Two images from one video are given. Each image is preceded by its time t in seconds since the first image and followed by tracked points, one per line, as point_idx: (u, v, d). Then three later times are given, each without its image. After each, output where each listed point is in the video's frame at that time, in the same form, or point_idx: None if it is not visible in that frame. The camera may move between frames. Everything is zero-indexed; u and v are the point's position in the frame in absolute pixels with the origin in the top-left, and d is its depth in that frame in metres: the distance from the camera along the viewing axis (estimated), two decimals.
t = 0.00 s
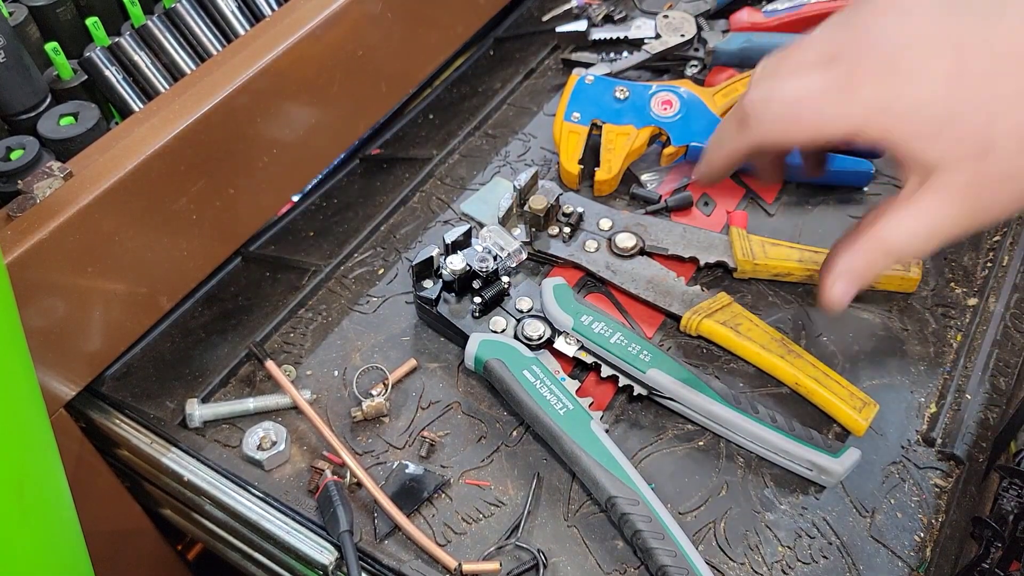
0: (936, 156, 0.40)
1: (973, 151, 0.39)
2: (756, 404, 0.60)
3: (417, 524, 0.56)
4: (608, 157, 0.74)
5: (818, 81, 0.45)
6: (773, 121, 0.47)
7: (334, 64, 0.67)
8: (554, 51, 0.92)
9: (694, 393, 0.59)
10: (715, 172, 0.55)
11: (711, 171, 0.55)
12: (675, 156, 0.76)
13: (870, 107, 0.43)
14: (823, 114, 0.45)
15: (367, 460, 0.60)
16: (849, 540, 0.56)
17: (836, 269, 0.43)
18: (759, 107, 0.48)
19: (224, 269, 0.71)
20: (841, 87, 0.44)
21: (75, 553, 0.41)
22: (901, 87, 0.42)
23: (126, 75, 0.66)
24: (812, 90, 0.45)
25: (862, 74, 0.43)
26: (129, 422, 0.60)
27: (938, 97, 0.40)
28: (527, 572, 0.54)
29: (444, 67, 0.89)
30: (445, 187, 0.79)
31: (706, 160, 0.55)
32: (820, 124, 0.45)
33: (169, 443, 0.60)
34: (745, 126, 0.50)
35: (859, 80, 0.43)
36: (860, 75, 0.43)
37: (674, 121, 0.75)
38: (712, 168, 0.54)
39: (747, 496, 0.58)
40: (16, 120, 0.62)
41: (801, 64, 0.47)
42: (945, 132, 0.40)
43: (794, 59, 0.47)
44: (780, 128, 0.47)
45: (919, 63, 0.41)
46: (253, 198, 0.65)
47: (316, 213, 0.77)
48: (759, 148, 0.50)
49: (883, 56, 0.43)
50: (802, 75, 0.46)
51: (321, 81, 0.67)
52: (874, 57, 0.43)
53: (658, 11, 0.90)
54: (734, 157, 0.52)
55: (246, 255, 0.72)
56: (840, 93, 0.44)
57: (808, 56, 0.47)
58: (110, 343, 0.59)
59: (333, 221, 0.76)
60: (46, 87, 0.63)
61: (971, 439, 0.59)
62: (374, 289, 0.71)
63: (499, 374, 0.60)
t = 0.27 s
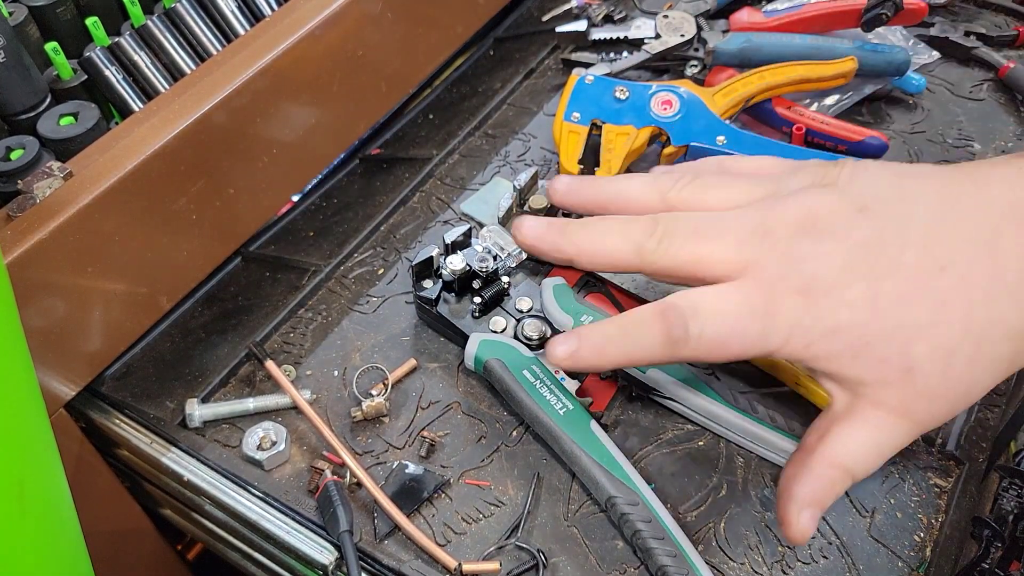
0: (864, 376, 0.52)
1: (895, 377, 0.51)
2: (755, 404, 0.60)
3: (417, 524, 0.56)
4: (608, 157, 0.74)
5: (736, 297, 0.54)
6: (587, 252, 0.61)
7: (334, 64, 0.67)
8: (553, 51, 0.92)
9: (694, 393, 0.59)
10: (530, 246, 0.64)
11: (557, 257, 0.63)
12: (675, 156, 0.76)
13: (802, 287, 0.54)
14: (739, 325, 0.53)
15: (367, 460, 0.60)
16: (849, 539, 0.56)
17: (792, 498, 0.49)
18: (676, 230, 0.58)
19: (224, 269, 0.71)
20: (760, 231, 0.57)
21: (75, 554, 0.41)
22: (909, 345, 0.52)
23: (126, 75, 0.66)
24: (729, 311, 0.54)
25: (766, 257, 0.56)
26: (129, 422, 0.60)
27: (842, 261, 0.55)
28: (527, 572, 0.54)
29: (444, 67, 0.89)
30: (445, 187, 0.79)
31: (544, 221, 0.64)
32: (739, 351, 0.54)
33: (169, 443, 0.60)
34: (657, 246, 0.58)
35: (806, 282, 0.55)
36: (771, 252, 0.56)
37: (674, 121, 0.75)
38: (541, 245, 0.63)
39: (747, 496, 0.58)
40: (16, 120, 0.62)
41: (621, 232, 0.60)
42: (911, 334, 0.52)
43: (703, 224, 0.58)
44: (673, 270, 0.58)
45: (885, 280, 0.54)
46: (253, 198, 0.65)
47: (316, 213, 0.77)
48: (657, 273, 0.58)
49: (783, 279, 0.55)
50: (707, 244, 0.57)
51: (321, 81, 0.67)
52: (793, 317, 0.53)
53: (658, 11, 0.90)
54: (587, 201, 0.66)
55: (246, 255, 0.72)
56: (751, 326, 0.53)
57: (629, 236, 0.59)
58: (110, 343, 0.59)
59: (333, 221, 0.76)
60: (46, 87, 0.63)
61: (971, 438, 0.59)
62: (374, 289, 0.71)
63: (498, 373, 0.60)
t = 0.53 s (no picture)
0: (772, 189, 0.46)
1: (776, 172, 0.46)
2: (756, 404, 0.60)
3: (417, 524, 0.56)
4: (607, 157, 0.74)
5: (651, 84, 0.52)
6: (545, 117, 0.53)
7: (334, 64, 0.67)
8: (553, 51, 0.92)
9: (694, 393, 0.59)
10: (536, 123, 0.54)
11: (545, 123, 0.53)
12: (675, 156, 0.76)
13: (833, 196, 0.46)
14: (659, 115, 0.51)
15: (367, 460, 0.60)
16: (849, 540, 0.56)
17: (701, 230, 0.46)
18: (618, 40, 0.55)
19: (224, 269, 0.71)
20: (676, 99, 0.51)
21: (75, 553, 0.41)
22: (784, 145, 0.47)
23: (126, 75, 0.66)
24: (647, 97, 0.51)
25: (688, 62, 0.53)
26: (128, 422, 0.60)
27: (834, 148, 0.46)
28: (527, 572, 0.54)
29: (444, 67, 0.89)
30: (445, 187, 0.79)
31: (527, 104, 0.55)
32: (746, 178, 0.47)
33: (169, 443, 0.60)
34: (605, 45, 0.56)
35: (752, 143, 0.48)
36: (696, 92, 0.51)
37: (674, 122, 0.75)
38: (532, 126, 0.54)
39: (747, 496, 0.58)
40: (16, 120, 0.62)
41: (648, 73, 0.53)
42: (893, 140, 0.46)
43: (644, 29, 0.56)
44: (615, 64, 0.55)
45: (883, 79, 0.47)
46: (253, 198, 0.65)
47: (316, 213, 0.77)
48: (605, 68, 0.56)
49: (812, 80, 0.48)
50: (642, 48, 0.55)
51: (320, 81, 0.67)
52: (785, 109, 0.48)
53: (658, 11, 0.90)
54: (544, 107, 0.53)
55: (246, 255, 0.72)
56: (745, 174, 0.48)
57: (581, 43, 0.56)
58: (110, 343, 0.59)
59: (333, 221, 0.76)
60: (46, 87, 0.63)
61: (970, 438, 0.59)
62: (374, 289, 0.71)
63: (499, 373, 0.60)
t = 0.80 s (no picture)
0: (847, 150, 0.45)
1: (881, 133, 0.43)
2: (756, 404, 0.60)
3: (417, 524, 0.56)
4: (608, 157, 0.74)
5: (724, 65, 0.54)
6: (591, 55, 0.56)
7: (334, 64, 0.67)
8: (553, 51, 0.92)
9: (694, 393, 0.59)
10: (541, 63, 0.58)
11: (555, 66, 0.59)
12: (675, 156, 0.76)
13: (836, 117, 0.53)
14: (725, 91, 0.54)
15: (367, 460, 0.60)
16: (849, 540, 0.56)
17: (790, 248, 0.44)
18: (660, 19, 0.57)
19: (224, 269, 0.71)
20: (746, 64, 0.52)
21: (75, 553, 0.41)
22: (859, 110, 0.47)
23: (126, 75, 0.66)
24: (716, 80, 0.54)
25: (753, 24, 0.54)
26: (129, 422, 0.60)
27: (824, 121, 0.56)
28: (526, 572, 0.54)
29: (444, 67, 0.89)
30: (445, 187, 0.79)
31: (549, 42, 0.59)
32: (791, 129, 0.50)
33: (169, 443, 0.60)
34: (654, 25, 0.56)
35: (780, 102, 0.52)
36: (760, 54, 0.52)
37: (674, 121, 0.74)
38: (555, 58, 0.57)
39: (747, 496, 0.58)
40: (16, 120, 0.62)
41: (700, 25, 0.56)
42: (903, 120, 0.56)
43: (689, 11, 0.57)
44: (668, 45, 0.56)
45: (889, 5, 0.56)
46: (253, 198, 0.65)
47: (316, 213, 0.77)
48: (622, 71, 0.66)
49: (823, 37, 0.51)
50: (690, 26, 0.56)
51: (320, 81, 0.67)
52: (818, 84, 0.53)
53: (658, 11, 0.90)
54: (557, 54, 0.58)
55: (247, 255, 0.72)
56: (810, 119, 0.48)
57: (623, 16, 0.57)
58: (110, 343, 0.59)
59: (333, 221, 0.76)
60: (46, 87, 0.63)
61: (971, 438, 0.59)
62: (374, 289, 0.71)
63: (499, 373, 0.60)
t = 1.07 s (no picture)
0: (880, 196, 0.61)
1: (909, 189, 0.60)
2: (755, 404, 0.60)
3: (417, 524, 0.56)
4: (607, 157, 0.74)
5: (772, 112, 0.64)
6: (620, 77, 0.66)
7: (333, 64, 0.67)
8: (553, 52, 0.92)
9: (694, 393, 0.59)
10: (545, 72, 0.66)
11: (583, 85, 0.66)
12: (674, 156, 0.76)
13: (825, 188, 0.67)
14: (778, 129, 0.63)
15: (367, 460, 0.60)
16: (849, 540, 0.56)
17: (830, 304, 0.57)
18: (704, 64, 0.68)
19: (224, 269, 0.71)
20: (782, 128, 0.64)
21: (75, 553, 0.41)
22: (919, 160, 0.61)
23: (126, 75, 0.66)
24: (767, 118, 0.63)
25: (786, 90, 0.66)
26: (129, 422, 0.60)
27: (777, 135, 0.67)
28: (526, 572, 0.54)
29: (444, 67, 0.89)
30: (445, 187, 0.79)
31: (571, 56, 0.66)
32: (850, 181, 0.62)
33: (169, 443, 0.60)
34: (688, 72, 0.67)
35: (892, 163, 0.61)
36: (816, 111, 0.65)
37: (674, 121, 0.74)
38: (565, 73, 0.65)
39: (747, 496, 0.58)
40: (16, 120, 0.62)
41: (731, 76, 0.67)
42: (918, 150, 0.62)
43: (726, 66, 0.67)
44: (699, 94, 0.67)
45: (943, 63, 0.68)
46: (253, 198, 0.65)
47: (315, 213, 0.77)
48: (683, 98, 0.67)
49: (814, 95, 0.66)
50: (734, 77, 0.67)
51: (320, 81, 0.67)
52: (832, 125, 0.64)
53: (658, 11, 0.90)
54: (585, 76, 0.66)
55: (247, 255, 0.72)
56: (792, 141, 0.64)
57: (751, 76, 0.67)
58: (110, 343, 0.59)
59: (333, 221, 0.76)
60: (46, 87, 0.63)
61: (971, 439, 0.59)
62: (374, 289, 0.71)
63: (498, 373, 0.60)
